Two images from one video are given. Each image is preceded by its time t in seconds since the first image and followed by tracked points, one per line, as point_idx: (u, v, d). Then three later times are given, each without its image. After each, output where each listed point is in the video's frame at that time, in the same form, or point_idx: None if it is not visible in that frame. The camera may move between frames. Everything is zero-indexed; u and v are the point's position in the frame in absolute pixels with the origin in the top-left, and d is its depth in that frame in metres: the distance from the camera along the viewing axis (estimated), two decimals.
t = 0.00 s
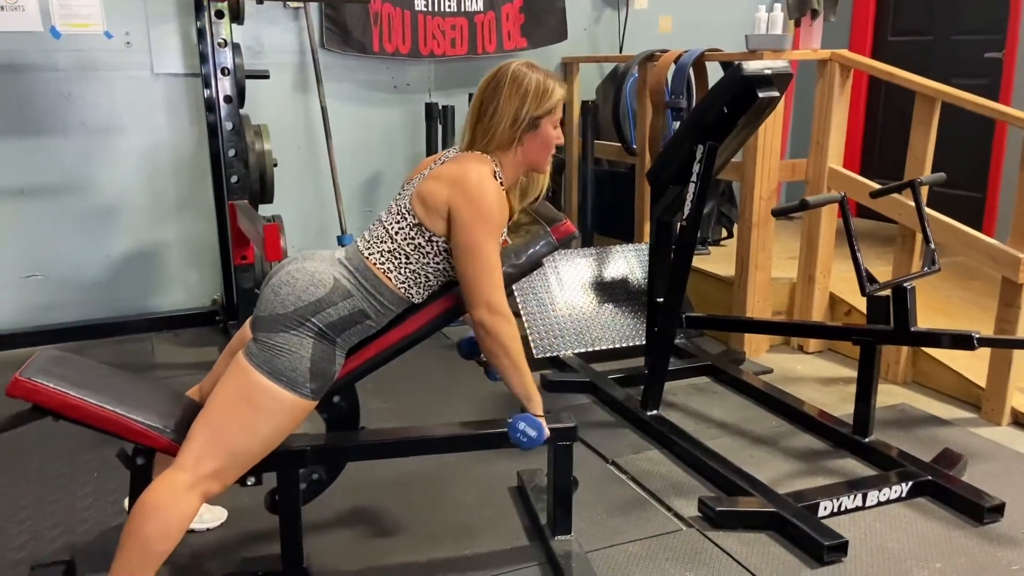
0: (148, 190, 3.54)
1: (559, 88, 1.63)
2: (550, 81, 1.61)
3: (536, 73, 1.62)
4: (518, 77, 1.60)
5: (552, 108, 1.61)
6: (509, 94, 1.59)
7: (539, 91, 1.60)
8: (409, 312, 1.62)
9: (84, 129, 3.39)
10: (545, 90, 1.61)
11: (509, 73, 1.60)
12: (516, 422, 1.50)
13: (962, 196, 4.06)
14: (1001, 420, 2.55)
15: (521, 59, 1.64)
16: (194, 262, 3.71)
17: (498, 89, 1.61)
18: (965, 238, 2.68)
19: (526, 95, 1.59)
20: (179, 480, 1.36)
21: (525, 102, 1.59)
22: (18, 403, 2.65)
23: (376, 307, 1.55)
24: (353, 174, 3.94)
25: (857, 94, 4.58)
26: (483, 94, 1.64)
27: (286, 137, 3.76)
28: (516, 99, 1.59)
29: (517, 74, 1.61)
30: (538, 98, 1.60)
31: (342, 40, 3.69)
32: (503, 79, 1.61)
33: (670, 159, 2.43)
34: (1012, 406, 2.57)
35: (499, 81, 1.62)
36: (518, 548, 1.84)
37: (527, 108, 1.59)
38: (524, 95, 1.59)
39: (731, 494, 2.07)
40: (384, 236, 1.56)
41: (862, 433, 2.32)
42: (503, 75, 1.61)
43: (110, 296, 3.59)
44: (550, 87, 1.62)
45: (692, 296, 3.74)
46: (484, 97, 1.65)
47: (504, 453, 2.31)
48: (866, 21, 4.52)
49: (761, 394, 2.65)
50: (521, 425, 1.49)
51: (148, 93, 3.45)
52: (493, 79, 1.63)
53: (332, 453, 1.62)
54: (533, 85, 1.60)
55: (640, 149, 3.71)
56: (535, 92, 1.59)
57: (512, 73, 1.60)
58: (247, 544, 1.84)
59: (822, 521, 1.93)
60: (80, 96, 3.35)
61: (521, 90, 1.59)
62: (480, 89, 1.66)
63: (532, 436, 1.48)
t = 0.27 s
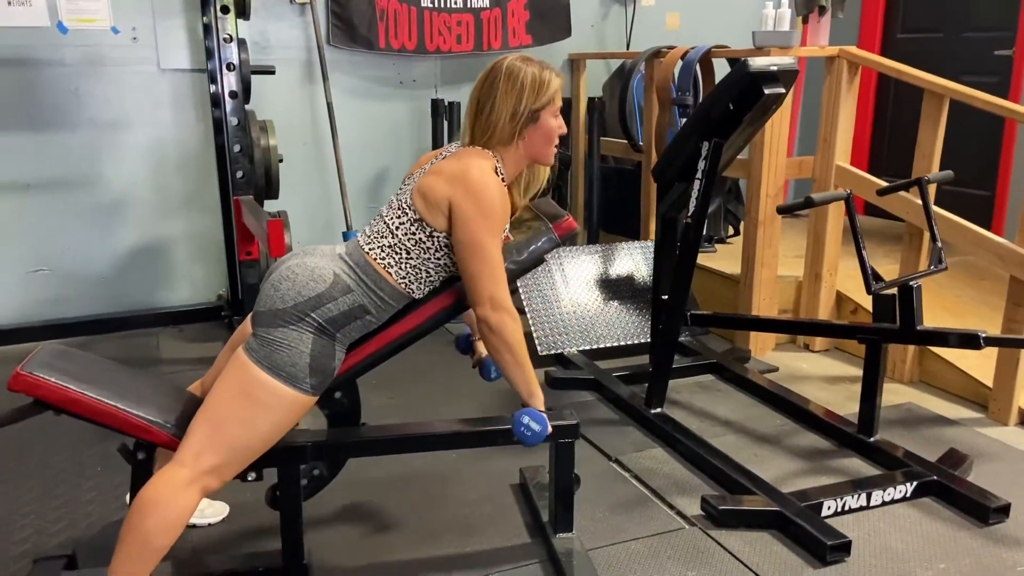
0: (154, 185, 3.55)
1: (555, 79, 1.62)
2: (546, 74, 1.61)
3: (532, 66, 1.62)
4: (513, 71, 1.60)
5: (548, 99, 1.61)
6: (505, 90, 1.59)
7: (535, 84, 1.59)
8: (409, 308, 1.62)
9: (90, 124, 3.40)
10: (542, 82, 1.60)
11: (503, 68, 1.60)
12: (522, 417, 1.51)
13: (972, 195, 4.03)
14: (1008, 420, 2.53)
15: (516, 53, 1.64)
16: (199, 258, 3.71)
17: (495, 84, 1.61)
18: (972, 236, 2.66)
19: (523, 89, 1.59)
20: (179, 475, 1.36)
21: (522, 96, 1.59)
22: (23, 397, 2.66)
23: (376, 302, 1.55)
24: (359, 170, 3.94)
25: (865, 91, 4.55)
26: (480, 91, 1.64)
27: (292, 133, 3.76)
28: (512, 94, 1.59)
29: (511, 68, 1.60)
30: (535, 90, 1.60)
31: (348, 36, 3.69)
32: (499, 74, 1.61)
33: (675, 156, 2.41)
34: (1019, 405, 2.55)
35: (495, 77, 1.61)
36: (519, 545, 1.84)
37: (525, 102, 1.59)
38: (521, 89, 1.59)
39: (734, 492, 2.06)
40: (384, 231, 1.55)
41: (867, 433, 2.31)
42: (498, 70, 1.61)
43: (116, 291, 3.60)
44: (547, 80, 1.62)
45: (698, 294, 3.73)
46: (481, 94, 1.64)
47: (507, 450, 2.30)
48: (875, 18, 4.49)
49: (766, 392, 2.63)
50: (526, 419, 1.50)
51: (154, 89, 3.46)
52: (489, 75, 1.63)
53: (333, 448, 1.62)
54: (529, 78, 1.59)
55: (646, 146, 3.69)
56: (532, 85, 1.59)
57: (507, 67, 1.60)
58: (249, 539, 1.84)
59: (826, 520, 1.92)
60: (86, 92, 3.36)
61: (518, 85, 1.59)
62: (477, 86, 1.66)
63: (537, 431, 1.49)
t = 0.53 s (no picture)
0: (161, 180, 3.56)
1: (557, 70, 1.62)
2: (548, 64, 1.60)
3: (533, 57, 1.61)
4: (515, 62, 1.59)
5: (550, 91, 1.60)
6: (507, 81, 1.59)
7: (537, 75, 1.59)
8: (411, 303, 1.62)
9: (97, 119, 3.40)
10: (543, 73, 1.59)
11: (505, 59, 1.60)
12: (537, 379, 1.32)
13: (982, 192, 4.00)
14: (1016, 420, 2.51)
15: (517, 44, 1.63)
16: (205, 252, 3.72)
17: (496, 75, 1.60)
18: (982, 233, 2.63)
19: (524, 80, 1.58)
20: (179, 469, 1.36)
21: (524, 87, 1.58)
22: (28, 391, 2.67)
23: (378, 297, 1.54)
24: (365, 166, 3.93)
25: (875, 88, 4.52)
26: (481, 83, 1.64)
27: (298, 128, 3.75)
28: (514, 85, 1.58)
29: (513, 59, 1.60)
30: (536, 81, 1.59)
31: (354, 30, 3.68)
32: (500, 65, 1.60)
33: (681, 151, 2.40)
34: None
35: (496, 68, 1.61)
36: (522, 542, 1.83)
37: (526, 93, 1.58)
38: (522, 80, 1.58)
39: (739, 490, 2.05)
40: (387, 226, 1.55)
41: (873, 431, 2.29)
42: (500, 61, 1.61)
43: (123, 286, 3.61)
44: (549, 71, 1.61)
45: (704, 291, 3.71)
46: (482, 86, 1.64)
47: (510, 447, 2.29)
48: (886, 13, 4.45)
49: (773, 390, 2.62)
50: (539, 380, 1.31)
51: (161, 83, 3.46)
52: (490, 66, 1.62)
53: (335, 444, 1.61)
54: (531, 69, 1.59)
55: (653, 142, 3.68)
56: (533, 76, 1.58)
57: (508, 58, 1.60)
58: (251, 534, 1.84)
59: (831, 519, 1.91)
60: (94, 86, 3.37)
61: (519, 76, 1.58)
62: (478, 77, 1.66)
63: (551, 387, 1.29)
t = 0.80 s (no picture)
0: (166, 175, 3.56)
1: (561, 63, 1.61)
2: (552, 57, 1.59)
3: (536, 49, 1.60)
4: (518, 54, 1.58)
5: (553, 83, 1.59)
6: (509, 72, 1.58)
7: (540, 67, 1.58)
8: (412, 298, 1.61)
9: (103, 113, 3.41)
10: (546, 65, 1.59)
11: (508, 50, 1.59)
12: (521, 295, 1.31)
13: (990, 189, 3.96)
14: None
15: (521, 35, 1.63)
16: (210, 248, 3.72)
17: (498, 67, 1.60)
18: (989, 230, 2.61)
19: (527, 71, 1.57)
20: (180, 464, 1.35)
21: (526, 79, 1.57)
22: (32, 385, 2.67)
23: (379, 292, 1.54)
24: (370, 161, 3.93)
25: (883, 84, 4.48)
26: (483, 74, 1.63)
27: (303, 124, 3.75)
28: (516, 77, 1.57)
29: (517, 51, 1.59)
30: (539, 74, 1.58)
31: (360, 26, 3.67)
32: (503, 57, 1.60)
33: (686, 148, 2.39)
34: None
35: (499, 60, 1.60)
36: (524, 538, 1.83)
37: (529, 85, 1.57)
38: (525, 72, 1.57)
39: (743, 488, 2.04)
40: (389, 220, 1.54)
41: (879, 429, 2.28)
42: (503, 53, 1.60)
43: (128, 281, 3.62)
44: (552, 63, 1.60)
45: (710, 288, 3.69)
46: (484, 77, 1.63)
47: (513, 443, 2.29)
48: (894, 9, 4.42)
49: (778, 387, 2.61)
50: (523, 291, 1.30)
51: (167, 78, 3.46)
52: (493, 58, 1.62)
53: (337, 439, 1.61)
54: (534, 61, 1.58)
55: (659, 138, 3.66)
56: (536, 68, 1.57)
57: (512, 50, 1.59)
58: (253, 530, 1.85)
59: (835, 517, 1.89)
60: (99, 81, 3.37)
61: (522, 68, 1.57)
62: (480, 68, 1.65)
63: (533, 294, 1.28)
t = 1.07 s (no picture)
0: (171, 171, 3.57)
1: (566, 62, 1.60)
2: (557, 56, 1.59)
3: (541, 48, 1.59)
4: (523, 52, 1.58)
5: (558, 82, 1.58)
6: (513, 69, 1.57)
7: (544, 66, 1.57)
8: (413, 294, 1.61)
9: (109, 109, 3.41)
10: (551, 64, 1.58)
11: (513, 49, 1.58)
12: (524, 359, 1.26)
13: (998, 187, 3.94)
14: None
15: (527, 34, 1.62)
16: (215, 243, 3.72)
17: (503, 65, 1.59)
18: (996, 228, 2.59)
19: (530, 70, 1.56)
20: (179, 459, 1.35)
21: (530, 77, 1.56)
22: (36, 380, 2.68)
23: (380, 288, 1.54)
24: (375, 158, 3.92)
25: (890, 81, 4.46)
26: (488, 72, 1.62)
27: (307, 120, 3.75)
28: (519, 74, 1.57)
29: (521, 50, 1.58)
30: (543, 72, 1.57)
31: (364, 22, 3.67)
32: (508, 55, 1.59)
33: (691, 144, 2.37)
34: None
35: (503, 58, 1.60)
36: (526, 535, 1.82)
37: (532, 83, 1.56)
38: (529, 70, 1.56)
39: (746, 486, 2.03)
40: (390, 216, 1.53)
41: (883, 428, 2.26)
42: (508, 51, 1.60)
43: (133, 276, 3.63)
44: (557, 61, 1.59)
45: (715, 286, 3.67)
46: (488, 75, 1.62)
47: (516, 440, 2.28)
48: (902, 6, 4.39)
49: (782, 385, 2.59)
50: (525, 360, 1.25)
51: (171, 74, 3.46)
52: (498, 55, 1.61)
53: (339, 435, 1.60)
54: (538, 59, 1.57)
55: (664, 135, 3.64)
56: (540, 66, 1.57)
57: (517, 48, 1.58)
58: (255, 526, 1.85)
59: (839, 516, 1.88)
60: (104, 76, 3.37)
61: (526, 65, 1.56)
62: (486, 66, 1.64)
63: (537, 367, 1.23)
